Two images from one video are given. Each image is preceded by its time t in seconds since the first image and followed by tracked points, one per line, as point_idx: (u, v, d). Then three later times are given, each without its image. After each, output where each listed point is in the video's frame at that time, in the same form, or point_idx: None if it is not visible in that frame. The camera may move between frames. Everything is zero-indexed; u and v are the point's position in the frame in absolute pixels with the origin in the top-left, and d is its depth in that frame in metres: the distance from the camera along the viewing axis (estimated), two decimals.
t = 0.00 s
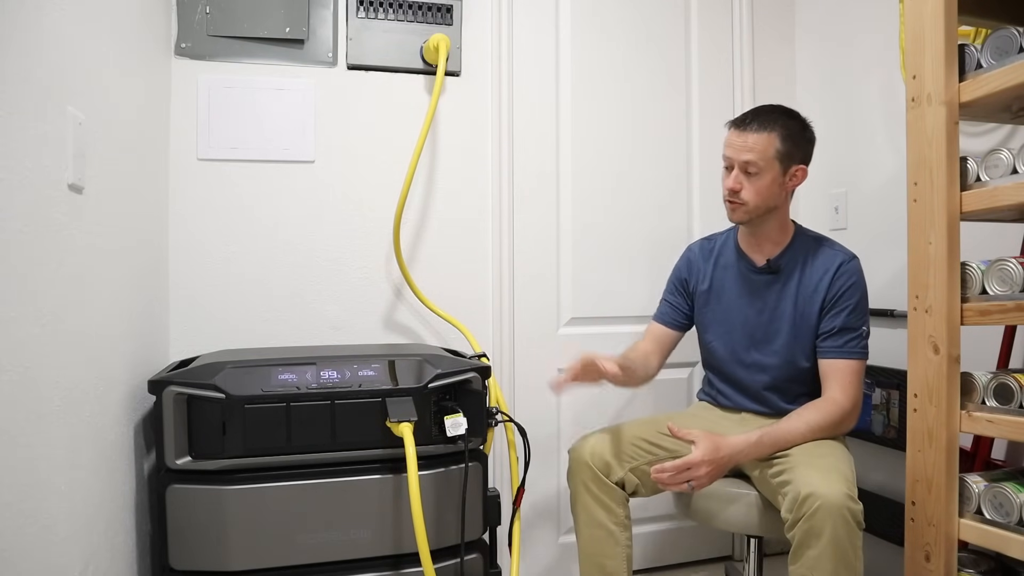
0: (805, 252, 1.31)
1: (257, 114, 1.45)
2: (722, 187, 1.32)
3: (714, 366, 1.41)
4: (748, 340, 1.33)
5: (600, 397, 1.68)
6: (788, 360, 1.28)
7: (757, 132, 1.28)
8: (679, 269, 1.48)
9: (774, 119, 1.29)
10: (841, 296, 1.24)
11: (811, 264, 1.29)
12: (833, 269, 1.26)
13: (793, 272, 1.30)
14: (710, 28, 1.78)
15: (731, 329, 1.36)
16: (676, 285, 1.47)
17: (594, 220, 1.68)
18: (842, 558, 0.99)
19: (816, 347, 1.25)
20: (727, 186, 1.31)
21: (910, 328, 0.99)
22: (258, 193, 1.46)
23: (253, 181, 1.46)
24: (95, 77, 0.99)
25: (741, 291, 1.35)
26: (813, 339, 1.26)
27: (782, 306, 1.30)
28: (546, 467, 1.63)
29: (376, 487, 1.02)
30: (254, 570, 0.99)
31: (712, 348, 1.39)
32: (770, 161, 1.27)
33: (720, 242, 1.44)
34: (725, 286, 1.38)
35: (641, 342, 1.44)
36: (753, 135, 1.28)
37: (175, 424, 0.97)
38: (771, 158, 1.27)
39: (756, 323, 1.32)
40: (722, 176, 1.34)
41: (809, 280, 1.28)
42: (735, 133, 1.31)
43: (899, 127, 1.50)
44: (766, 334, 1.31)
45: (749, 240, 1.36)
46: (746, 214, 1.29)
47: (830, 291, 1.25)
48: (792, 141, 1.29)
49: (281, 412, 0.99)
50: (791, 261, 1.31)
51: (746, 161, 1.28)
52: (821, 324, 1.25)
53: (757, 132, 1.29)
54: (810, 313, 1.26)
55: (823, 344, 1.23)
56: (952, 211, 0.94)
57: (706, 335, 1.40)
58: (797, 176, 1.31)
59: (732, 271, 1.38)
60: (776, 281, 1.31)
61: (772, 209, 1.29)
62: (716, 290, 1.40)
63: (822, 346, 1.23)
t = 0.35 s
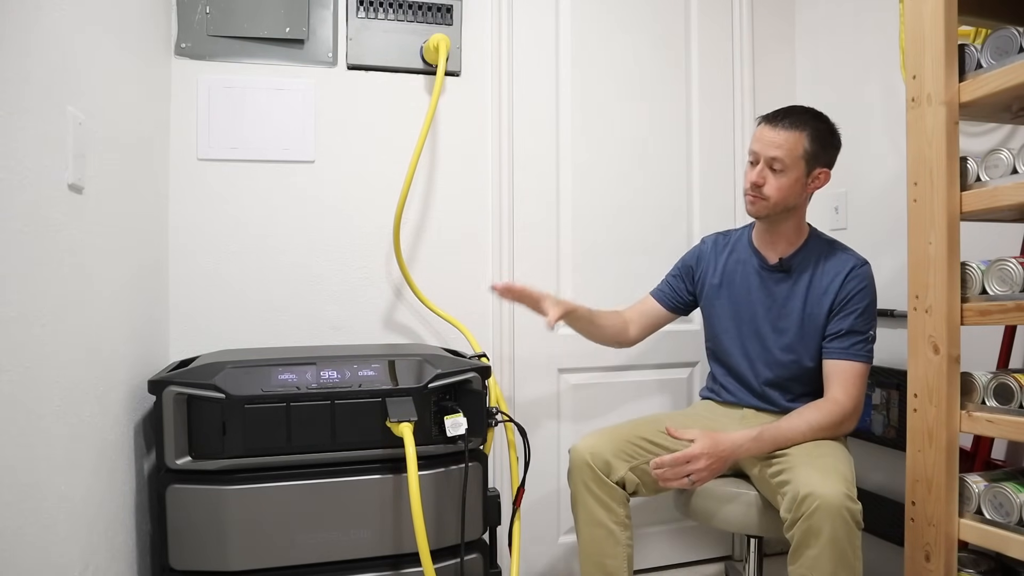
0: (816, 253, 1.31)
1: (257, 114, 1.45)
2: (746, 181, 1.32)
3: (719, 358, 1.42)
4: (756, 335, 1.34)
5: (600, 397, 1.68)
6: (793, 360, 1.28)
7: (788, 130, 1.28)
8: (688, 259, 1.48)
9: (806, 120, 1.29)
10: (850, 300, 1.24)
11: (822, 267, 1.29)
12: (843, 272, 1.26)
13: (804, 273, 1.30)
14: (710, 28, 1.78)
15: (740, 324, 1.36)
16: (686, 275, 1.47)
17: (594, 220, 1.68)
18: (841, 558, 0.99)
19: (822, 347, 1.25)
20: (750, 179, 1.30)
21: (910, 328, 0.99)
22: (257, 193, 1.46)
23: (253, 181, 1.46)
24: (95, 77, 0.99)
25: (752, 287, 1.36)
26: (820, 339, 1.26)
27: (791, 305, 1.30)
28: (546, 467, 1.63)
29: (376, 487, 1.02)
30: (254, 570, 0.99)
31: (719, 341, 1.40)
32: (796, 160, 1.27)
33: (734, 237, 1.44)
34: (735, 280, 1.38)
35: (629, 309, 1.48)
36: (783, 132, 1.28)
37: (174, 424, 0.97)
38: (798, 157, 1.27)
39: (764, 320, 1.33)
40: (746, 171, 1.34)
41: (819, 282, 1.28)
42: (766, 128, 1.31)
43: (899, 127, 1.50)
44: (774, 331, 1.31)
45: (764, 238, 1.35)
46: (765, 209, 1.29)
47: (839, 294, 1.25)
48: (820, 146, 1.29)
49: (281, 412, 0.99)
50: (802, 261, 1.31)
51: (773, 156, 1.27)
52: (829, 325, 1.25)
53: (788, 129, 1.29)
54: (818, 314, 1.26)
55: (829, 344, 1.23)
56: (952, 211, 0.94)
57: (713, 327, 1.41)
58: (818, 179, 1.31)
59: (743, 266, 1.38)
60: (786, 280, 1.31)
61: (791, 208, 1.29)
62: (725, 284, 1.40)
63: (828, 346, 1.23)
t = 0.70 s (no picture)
0: (819, 253, 1.31)
1: (257, 114, 1.45)
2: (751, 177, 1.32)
3: (721, 358, 1.42)
4: (758, 336, 1.34)
5: (600, 397, 1.68)
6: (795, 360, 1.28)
7: (795, 128, 1.29)
8: (690, 261, 1.48)
9: (814, 120, 1.30)
10: (851, 300, 1.24)
11: (824, 267, 1.29)
12: (845, 271, 1.26)
13: (806, 272, 1.30)
14: (710, 28, 1.78)
15: (741, 324, 1.36)
16: (688, 278, 1.47)
17: (594, 220, 1.68)
18: (841, 558, 0.99)
19: (824, 347, 1.25)
20: (756, 175, 1.30)
21: (910, 328, 0.99)
22: (257, 193, 1.46)
23: (253, 182, 1.46)
24: (95, 76, 0.99)
25: (753, 288, 1.35)
26: (821, 339, 1.26)
27: (792, 305, 1.30)
28: (546, 467, 1.63)
29: (376, 487, 1.02)
30: (254, 570, 0.99)
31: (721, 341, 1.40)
32: (802, 157, 1.27)
33: (735, 238, 1.44)
34: (736, 280, 1.38)
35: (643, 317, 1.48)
36: (789, 130, 1.29)
37: (175, 424, 0.97)
38: (804, 156, 1.27)
39: (765, 320, 1.33)
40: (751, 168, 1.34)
41: (820, 282, 1.28)
42: (773, 126, 1.32)
43: (899, 127, 1.50)
44: (776, 331, 1.31)
45: (766, 237, 1.35)
46: (768, 205, 1.29)
47: (840, 294, 1.25)
48: (826, 147, 1.30)
49: (281, 412, 0.99)
50: (804, 261, 1.31)
51: (779, 152, 1.28)
52: (831, 325, 1.25)
53: (795, 127, 1.29)
54: (819, 314, 1.26)
55: (830, 344, 1.23)
56: (952, 211, 0.94)
57: (715, 327, 1.42)
58: (822, 179, 1.32)
59: (745, 266, 1.38)
60: (788, 279, 1.31)
61: (794, 206, 1.29)
62: (727, 284, 1.40)
63: (829, 346, 1.23)
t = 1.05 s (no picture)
0: (818, 253, 1.31)
1: (257, 114, 1.45)
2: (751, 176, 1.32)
3: (720, 359, 1.42)
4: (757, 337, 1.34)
5: (600, 397, 1.68)
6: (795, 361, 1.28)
7: (795, 127, 1.29)
8: (689, 263, 1.48)
9: (813, 119, 1.30)
10: (850, 299, 1.24)
11: (823, 267, 1.29)
12: (845, 271, 1.26)
13: (805, 272, 1.30)
14: (710, 28, 1.78)
15: (741, 325, 1.36)
16: (687, 279, 1.46)
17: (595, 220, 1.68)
18: (841, 558, 0.99)
19: (824, 347, 1.25)
20: (756, 174, 1.30)
21: (910, 328, 0.99)
22: (257, 193, 1.46)
23: (253, 182, 1.46)
24: (95, 76, 0.99)
25: (752, 288, 1.35)
26: (821, 339, 1.26)
27: (792, 305, 1.30)
28: (546, 467, 1.63)
29: (376, 487, 1.02)
30: (254, 570, 0.99)
31: (721, 342, 1.40)
32: (801, 156, 1.27)
33: (734, 239, 1.44)
34: (735, 281, 1.38)
35: (640, 325, 1.47)
36: (788, 129, 1.29)
37: (175, 424, 0.97)
38: (803, 154, 1.28)
39: (765, 321, 1.33)
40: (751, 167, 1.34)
41: (819, 281, 1.28)
42: (772, 125, 1.32)
43: (899, 127, 1.50)
44: (775, 332, 1.31)
45: (765, 236, 1.35)
46: (769, 205, 1.28)
47: (840, 294, 1.25)
48: (825, 146, 1.30)
49: (281, 412, 0.99)
50: (803, 261, 1.31)
51: (779, 151, 1.28)
52: (830, 325, 1.25)
53: (794, 126, 1.29)
54: (819, 314, 1.26)
55: (830, 344, 1.23)
56: (952, 211, 0.94)
57: (715, 328, 1.42)
58: (821, 178, 1.32)
59: (744, 267, 1.38)
60: (788, 280, 1.31)
61: (794, 205, 1.29)
62: (726, 285, 1.39)
63: (829, 345, 1.23)
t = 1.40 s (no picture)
0: (817, 252, 1.31)
1: (257, 114, 1.45)
2: (753, 177, 1.31)
3: (720, 360, 1.42)
4: (756, 337, 1.34)
5: (600, 397, 1.68)
6: (794, 360, 1.28)
7: (791, 125, 1.28)
8: (687, 266, 1.48)
9: (806, 116, 1.30)
10: (849, 298, 1.24)
11: (821, 266, 1.29)
12: (843, 270, 1.26)
13: (803, 272, 1.30)
14: (710, 28, 1.78)
15: (739, 326, 1.36)
16: (685, 281, 1.46)
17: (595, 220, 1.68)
18: (842, 558, 0.99)
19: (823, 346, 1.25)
20: (759, 175, 1.29)
21: (910, 328, 0.99)
22: (257, 193, 1.46)
23: (253, 182, 1.46)
24: (95, 76, 0.99)
25: (751, 289, 1.35)
26: (820, 339, 1.26)
27: (791, 305, 1.30)
28: (546, 467, 1.63)
29: (376, 487, 1.02)
30: (254, 570, 0.99)
31: (720, 342, 1.40)
32: (802, 155, 1.28)
33: (731, 240, 1.44)
34: (733, 282, 1.38)
35: (640, 328, 1.48)
36: (786, 128, 1.28)
37: (175, 424, 0.97)
38: (803, 152, 1.28)
39: (764, 321, 1.33)
40: (750, 167, 1.33)
41: (817, 281, 1.28)
42: (768, 125, 1.31)
43: (899, 126, 1.50)
44: (774, 332, 1.31)
45: (764, 237, 1.35)
46: (774, 206, 1.28)
47: (839, 293, 1.25)
48: (821, 143, 1.30)
49: (281, 412, 0.99)
50: (801, 261, 1.31)
51: (781, 151, 1.27)
52: (829, 324, 1.25)
53: (791, 125, 1.29)
54: (817, 313, 1.27)
55: (829, 343, 1.23)
56: (952, 211, 0.94)
57: (714, 329, 1.42)
58: (818, 175, 1.33)
59: (742, 268, 1.38)
60: (786, 280, 1.31)
61: (796, 203, 1.29)
62: (724, 286, 1.40)
63: (828, 344, 1.23)
